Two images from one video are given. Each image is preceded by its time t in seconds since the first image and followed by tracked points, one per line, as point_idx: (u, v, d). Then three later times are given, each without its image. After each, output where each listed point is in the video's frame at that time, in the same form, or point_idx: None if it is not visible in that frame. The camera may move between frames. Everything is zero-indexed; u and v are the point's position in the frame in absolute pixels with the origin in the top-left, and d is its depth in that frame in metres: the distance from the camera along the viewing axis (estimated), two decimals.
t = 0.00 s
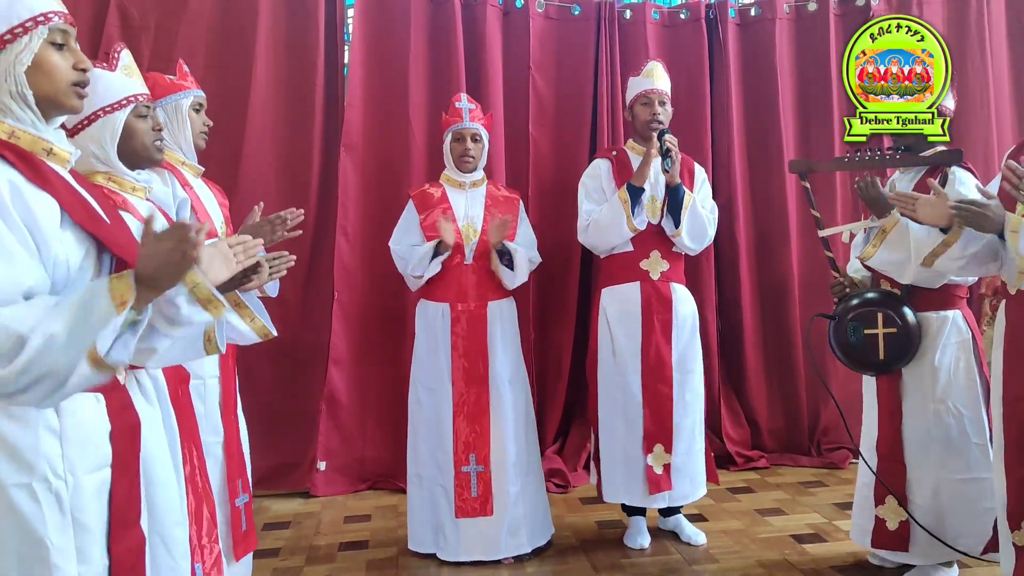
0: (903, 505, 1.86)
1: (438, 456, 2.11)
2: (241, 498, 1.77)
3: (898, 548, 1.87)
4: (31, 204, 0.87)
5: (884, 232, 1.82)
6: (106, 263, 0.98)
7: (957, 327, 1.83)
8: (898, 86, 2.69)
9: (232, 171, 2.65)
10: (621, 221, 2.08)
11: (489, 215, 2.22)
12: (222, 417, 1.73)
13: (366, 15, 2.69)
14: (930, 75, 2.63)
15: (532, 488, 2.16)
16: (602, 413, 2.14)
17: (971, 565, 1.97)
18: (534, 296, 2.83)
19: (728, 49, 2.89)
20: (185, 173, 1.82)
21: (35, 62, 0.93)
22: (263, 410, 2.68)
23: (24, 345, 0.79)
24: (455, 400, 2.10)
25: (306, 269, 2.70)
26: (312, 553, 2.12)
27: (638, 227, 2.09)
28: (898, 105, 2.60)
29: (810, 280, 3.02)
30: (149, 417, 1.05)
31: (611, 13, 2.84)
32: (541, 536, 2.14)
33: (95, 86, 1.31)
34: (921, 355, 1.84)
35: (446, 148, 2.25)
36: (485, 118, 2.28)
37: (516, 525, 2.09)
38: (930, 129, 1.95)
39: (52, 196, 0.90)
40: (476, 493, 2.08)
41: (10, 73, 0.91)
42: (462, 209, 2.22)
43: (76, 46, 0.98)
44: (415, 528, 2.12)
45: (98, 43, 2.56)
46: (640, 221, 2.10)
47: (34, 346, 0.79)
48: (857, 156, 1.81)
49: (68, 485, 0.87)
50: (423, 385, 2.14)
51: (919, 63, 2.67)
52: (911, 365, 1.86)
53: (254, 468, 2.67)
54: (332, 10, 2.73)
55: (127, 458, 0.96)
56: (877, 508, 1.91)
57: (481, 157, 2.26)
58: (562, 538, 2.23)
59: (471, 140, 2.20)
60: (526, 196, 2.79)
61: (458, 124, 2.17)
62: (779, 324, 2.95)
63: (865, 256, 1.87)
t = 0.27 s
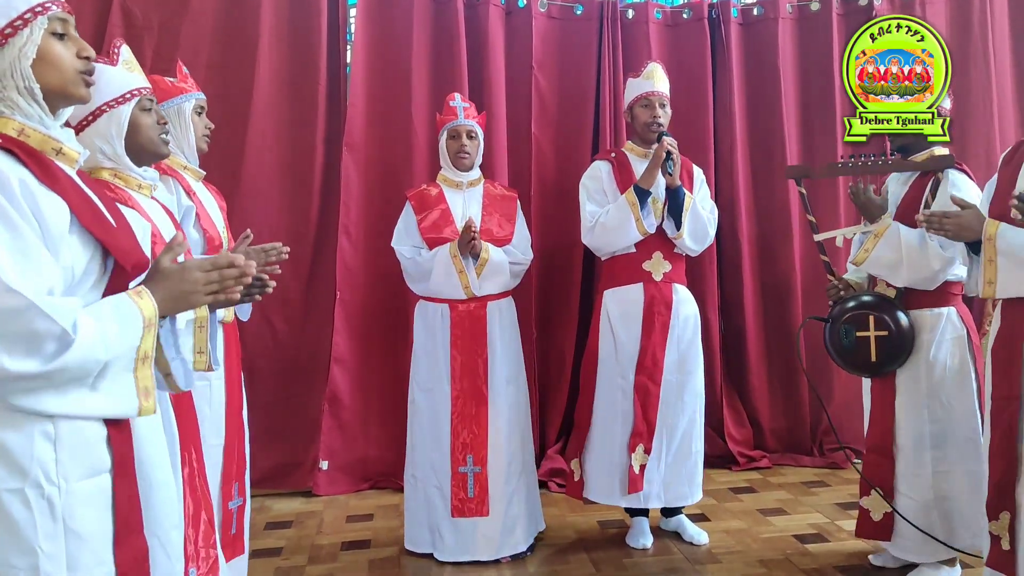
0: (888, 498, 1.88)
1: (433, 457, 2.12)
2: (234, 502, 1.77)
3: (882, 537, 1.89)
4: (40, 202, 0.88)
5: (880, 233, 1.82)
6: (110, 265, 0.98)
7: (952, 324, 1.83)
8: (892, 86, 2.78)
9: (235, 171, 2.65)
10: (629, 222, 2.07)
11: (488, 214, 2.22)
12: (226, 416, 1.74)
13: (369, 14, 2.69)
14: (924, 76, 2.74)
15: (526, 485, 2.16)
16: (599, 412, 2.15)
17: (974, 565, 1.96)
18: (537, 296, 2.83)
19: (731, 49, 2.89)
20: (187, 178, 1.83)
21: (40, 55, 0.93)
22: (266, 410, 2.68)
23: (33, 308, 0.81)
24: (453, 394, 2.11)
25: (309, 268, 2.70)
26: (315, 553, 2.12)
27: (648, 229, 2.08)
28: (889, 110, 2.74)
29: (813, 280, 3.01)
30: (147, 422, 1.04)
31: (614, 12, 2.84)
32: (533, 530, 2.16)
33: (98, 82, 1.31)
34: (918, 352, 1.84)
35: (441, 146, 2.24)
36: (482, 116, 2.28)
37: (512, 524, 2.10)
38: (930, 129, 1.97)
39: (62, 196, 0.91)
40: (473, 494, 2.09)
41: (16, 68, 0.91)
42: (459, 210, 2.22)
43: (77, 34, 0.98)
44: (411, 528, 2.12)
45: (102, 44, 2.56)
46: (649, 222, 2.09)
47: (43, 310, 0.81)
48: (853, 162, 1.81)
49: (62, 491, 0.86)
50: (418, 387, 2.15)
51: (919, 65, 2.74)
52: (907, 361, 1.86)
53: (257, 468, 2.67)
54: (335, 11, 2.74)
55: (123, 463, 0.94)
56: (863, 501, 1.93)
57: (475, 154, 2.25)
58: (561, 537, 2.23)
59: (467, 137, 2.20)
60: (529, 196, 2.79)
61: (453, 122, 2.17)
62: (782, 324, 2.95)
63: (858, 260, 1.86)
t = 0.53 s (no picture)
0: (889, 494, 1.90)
1: (438, 458, 2.13)
2: (250, 495, 1.77)
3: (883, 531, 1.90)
4: (40, 224, 0.86)
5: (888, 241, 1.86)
6: (114, 277, 0.98)
7: (960, 327, 1.83)
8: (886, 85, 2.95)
9: (238, 170, 2.65)
10: (643, 224, 2.06)
11: (492, 216, 2.22)
12: (234, 416, 1.75)
13: (372, 14, 2.69)
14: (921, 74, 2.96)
15: (527, 484, 2.16)
16: (612, 412, 2.14)
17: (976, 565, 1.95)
18: (540, 295, 2.83)
19: (734, 48, 2.89)
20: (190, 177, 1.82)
21: (39, 73, 0.93)
22: (269, 409, 2.68)
23: (17, 341, 0.80)
24: (457, 397, 2.11)
25: (312, 268, 2.70)
26: (317, 552, 2.12)
27: (663, 229, 2.07)
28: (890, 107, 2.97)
29: (816, 279, 3.01)
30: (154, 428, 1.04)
31: (617, 11, 2.83)
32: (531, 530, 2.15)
33: (106, 96, 1.31)
34: (924, 355, 1.84)
35: (443, 149, 2.25)
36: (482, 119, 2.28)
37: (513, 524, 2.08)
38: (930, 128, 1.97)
39: (62, 215, 0.90)
40: (475, 496, 2.08)
41: (16, 86, 0.91)
42: (462, 213, 2.22)
43: (75, 50, 0.99)
44: (409, 528, 2.12)
45: (105, 43, 2.56)
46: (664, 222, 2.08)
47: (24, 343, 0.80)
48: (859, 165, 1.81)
49: (77, 498, 0.86)
50: (424, 387, 2.15)
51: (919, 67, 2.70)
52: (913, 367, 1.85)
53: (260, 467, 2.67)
54: (338, 10, 2.74)
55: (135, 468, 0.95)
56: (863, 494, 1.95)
57: (479, 157, 2.26)
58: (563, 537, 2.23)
59: (468, 141, 2.20)
60: (531, 195, 2.79)
61: (455, 125, 2.17)
62: (785, 324, 2.95)
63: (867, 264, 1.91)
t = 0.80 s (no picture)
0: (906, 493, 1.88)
1: (446, 454, 2.12)
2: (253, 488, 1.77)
3: (896, 532, 1.90)
4: (46, 203, 0.87)
5: (900, 238, 1.82)
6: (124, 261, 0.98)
7: (974, 324, 1.83)
8: (888, 85, 2.82)
9: (242, 168, 2.65)
10: (658, 219, 2.06)
11: (501, 210, 2.21)
12: (238, 412, 1.74)
13: (374, 12, 2.69)
14: (923, 73, 2.79)
15: (537, 483, 2.17)
16: (635, 407, 2.14)
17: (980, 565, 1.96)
18: (542, 294, 2.83)
19: (737, 47, 2.88)
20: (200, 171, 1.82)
21: (46, 60, 0.93)
22: (272, 407, 2.68)
23: (12, 320, 0.78)
24: (467, 393, 2.11)
25: (315, 265, 2.71)
26: (321, 550, 2.13)
27: (677, 224, 2.08)
28: (890, 106, 2.84)
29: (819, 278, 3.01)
30: (164, 413, 1.05)
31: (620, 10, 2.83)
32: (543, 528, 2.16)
33: (110, 84, 1.30)
34: (940, 353, 1.83)
35: (451, 147, 2.25)
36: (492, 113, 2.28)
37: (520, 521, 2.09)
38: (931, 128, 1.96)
39: (69, 195, 0.91)
40: (484, 492, 2.08)
41: (23, 73, 0.91)
42: (473, 208, 2.22)
43: (86, 39, 0.99)
44: (421, 523, 2.14)
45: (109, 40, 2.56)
46: (678, 217, 2.08)
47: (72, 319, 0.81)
48: (867, 162, 1.81)
49: (88, 480, 0.87)
50: (434, 381, 2.15)
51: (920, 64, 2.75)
52: (930, 364, 1.85)
53: (262, 465, 2.67)
54: (342, 8, 2.73)
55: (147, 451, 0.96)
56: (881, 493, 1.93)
57: (487, 153, 2.26)
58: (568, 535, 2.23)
59: (476, 136, 2.20)
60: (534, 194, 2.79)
61: (462, 121, 2.18)
62: (788, 323, 2.95)
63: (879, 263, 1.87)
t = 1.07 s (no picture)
0: (915, 500, 1.88)
1: (454, 450, 2.13)
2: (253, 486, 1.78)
3: (905, 540, 1.89)
4: (60, 204, 0.88)
5: (907, 236, 1.81)
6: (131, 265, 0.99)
7: (985, 324, 1.83)
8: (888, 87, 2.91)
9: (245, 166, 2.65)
10: (668, 224, 2.06)
11: (510, 210, 2.22)
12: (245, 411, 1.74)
13: (378, 10, 2.69)
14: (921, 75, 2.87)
15: (549, 482, 2.17)
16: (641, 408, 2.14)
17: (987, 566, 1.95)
18: (546, 292, 2.83)
19: (741, 45, 2.88)
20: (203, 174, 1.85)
21: (59, 63, 0.93)
22: (275, 405, 2.68)
23: (58, 309, 0.82)
24: (474, 389, 2.12)
25: (319, 264, 2.71)
26: (324, 548, 2.13)
27: (688, 229, 2.07)
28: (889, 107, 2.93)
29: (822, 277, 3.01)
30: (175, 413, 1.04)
31: (624, 8, 2.83)
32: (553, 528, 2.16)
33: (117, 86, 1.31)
34: (950, 354, 1.83)
35: (462, 143, 2.25)
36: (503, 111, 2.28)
37: (529, 519, 2.09)
38: (930, 129, 1.97)
39: (81, 198, 0.91)
40: (491, 489, 2.09)
41: (37, 76, 0.91)
42: (481, 206, 2.22)
43: (97, 42, 0.99)
44: (433, 520, 2.15)
45: (112, 39, 2.57)
46: (688, 222, 2.07)
47: (65, 309, 0.82)
48: (873, 164, 1.80)
49: (94, 480, 0.87)
50: (441, 381, 2.16)
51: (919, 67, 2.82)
52: (940, 366, 1.84)
53: (266, 463, 2.68)
54: (345, 7, 2.73)
55: (155, 452, 0.95)
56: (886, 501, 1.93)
57: (497, 149, 2.26)
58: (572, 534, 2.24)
59: (485, 132, 2.20)
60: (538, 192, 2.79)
61: (472, 118, 2.18)
62: (791, 321, 2.95)
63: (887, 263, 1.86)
